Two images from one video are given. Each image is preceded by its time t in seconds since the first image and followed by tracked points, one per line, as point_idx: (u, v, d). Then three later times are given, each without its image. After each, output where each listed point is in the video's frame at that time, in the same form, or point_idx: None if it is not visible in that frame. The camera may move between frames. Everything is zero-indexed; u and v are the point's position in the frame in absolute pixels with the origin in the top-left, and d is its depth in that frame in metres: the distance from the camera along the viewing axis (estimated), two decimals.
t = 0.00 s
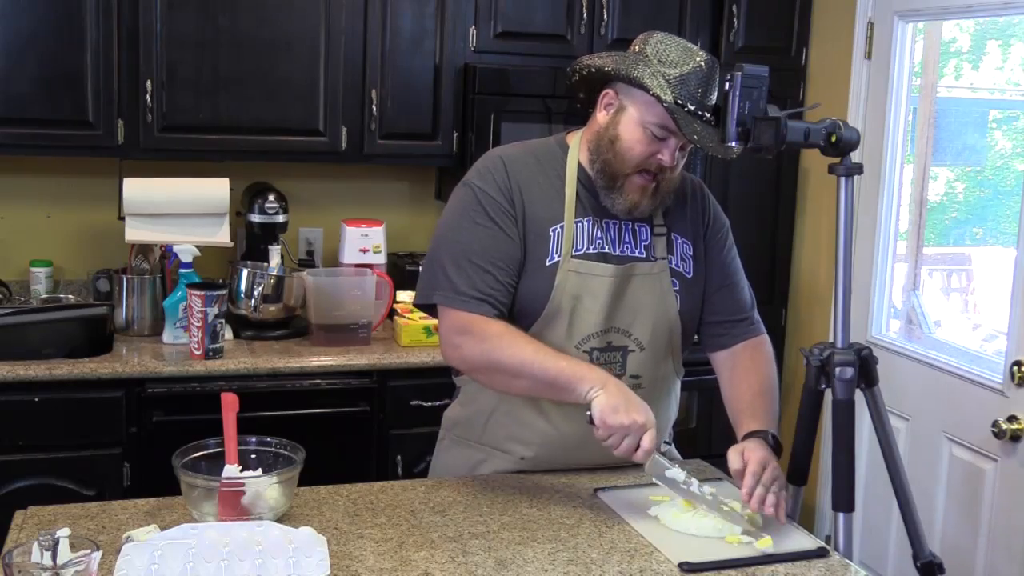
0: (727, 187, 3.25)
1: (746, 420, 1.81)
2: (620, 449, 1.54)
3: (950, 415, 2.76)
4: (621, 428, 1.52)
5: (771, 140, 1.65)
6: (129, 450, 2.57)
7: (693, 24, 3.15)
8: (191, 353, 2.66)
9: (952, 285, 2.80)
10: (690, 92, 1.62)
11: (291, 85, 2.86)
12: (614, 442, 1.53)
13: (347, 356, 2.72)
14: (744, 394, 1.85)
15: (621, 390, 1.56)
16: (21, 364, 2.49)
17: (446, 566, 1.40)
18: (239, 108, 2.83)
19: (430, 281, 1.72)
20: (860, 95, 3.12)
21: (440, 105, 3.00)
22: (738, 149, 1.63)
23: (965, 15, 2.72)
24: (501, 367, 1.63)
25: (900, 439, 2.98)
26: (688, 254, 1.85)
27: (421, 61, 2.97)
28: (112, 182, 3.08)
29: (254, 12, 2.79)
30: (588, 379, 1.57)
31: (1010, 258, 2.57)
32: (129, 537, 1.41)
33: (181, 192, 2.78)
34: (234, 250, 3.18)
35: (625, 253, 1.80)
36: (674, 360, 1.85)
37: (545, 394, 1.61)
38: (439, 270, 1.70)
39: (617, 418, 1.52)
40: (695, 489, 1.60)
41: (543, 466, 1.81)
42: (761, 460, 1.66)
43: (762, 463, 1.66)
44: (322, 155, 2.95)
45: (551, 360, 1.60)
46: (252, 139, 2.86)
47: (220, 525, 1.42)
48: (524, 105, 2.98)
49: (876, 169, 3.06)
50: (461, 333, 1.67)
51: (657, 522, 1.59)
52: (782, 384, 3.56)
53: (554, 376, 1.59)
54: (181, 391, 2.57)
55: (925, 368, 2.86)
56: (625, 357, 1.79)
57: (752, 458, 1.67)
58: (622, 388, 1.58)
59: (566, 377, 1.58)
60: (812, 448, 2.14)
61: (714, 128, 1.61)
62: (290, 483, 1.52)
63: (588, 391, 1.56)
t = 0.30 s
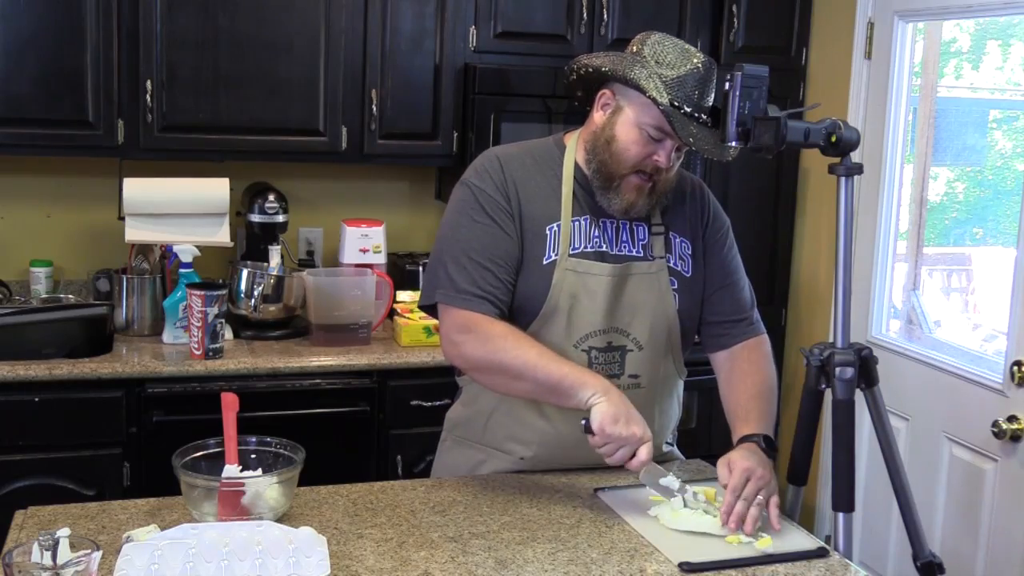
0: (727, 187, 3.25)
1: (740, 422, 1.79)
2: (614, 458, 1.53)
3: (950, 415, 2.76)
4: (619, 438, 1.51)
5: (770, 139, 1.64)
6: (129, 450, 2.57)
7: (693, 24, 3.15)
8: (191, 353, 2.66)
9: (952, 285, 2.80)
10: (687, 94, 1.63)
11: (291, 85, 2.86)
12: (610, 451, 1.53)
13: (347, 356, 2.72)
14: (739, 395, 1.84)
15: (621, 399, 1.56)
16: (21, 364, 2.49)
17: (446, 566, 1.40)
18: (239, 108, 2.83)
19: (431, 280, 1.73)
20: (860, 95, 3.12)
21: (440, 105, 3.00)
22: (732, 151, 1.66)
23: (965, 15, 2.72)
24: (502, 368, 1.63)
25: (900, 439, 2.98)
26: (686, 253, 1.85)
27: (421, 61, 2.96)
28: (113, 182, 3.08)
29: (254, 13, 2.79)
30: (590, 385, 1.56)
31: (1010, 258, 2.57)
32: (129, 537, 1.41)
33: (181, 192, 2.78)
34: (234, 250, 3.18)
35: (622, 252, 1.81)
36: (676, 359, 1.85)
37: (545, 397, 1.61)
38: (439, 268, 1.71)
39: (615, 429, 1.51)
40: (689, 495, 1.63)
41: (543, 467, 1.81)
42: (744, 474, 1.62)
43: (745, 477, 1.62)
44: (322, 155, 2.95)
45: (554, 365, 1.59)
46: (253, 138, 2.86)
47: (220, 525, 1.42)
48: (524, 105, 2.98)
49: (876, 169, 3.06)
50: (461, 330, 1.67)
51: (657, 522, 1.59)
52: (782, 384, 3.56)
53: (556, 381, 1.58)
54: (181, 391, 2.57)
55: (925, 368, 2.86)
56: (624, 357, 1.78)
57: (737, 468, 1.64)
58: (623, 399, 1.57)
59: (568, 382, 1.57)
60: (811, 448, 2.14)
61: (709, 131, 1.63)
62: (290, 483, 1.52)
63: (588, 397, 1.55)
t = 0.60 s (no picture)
0: (727, 187, 3.25)
1: (754, 433, 1.74)
2: (602, 490, 1.55)
3: (950, 415, 2.76)
4: (606, 468, 1.54)
5: (770, 140, 1.65)
6: (129, 450, 2.57)
7: (693, 24, 3.15)
8: (191, 353, 2.66)
9: (952, 285, 2.80)
10: (678, 94, 1.64)
11: (291, 85, 2.86)
12: (598, 485, 1.55)
13: (346, 356, 2.72)
14: (746, 403, 1.79)
15: (606, 436, 1.58)
16: (21, 364, 2.49)
17: (446, 566, 1.40)
18: (239, 108, 2.83)
19: (428, 288, 1.73)
20: (860, 95, 3.12)
21: (440, 105, 3.00)
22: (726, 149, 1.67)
23: (965, 15, 2.72)
24: (493, 390, 1.64)
25: (899, 439, 2.98)
26: (683, 254, 1.85)
27: (421, 61, 2.96)
28: (112, 182, 3.08)
29: (254, 12, 2.79)
30: (576, 422, 1.58)
31: (1010, 258, 2.57)
32: (129, 537, 1.41)
33: (181, 192, 2.78)
34: (234, 250, 3.18)
35: (618, 252, 1.81)
36: (672, 358, 1.84)
37: (530, 426, 1.62)
38: (434, 278, 1.72)
39: (599, 459, 1.54)
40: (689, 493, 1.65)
41: (543, 467, 1.81)
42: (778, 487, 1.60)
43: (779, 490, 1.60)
44: (322, 155, 2.95)
45: (544, 397, 1.61)
46: (253, 138, 2.86)
47: (220, 525, 1.42)
48: (524, 105, 2.98)
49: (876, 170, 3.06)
50: (456, 344, 1.68)
51: (657, 522, 1.59)
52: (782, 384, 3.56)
53: (544, 412, 1.60)
54: (181, 391, 2.57)
55: (925, 368, 2.86)
56: (622, 356, 1.77)
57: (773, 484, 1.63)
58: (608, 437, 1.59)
59: (557, 416, 1.59)
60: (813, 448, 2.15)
61: (703, 130, 1.63)
62: (290, 483, 1.52)
63: (572, 434, 1.57)
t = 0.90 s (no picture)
0: (727, 187, 3.25)
1: (754, 429, 1.73)
2: (602, 465, 1.51)
3: (950, 415, 2.76)
4: (598, 442, 1.51)
5: (770, 139, 1.75)
6: (129, 450, 2.57)
7: (693, 24, 3.15)
8: (191, 353, 2.66)
9: (953, 285, 2.80)
10: (667, 89, 1.65)
11: (291, 85, 2.86)
12: (593, 460, 1.52)
13: (346, 356, 2.73)
14: (748, 400, 1.78)
15: (594, 411, 1.56)
16: (21, 364, 2.49)
17: (446, 566, 1.40)
18: (239, 109, 2.83)
19: (418, 285, 1.75)
20: (860, 95, 3.12)
21: (440, 105, 3.00)
22: (716, 143, 1.68)
23: (965, 15, 2.72)
24: (479, 378, 1.64)
25: (899, 439, 2.98)
26: (680, 251, 1.85)
27: (421, 61, 2.96)
28: (113, 182, 3.08)
29: (254, 12, 2.79)
30: (562, 400, 1.57)
31: (1010, 258, 2.57)
32: (129, 537, 1.41)
33: (181, 192, 2.78)
34: (234, 250, 3.19)
35: (613, 249, 1.80)
36: (672, 357, 1.84)
37: (518, 410, 1.62)
38: (424, 274, 1.73)
39: (590, 434, 1.52)
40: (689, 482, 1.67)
41: (543, 466, 1.81)
42: (775, 480, 1.55)
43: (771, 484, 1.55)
44: (323, 155, 2.95)
45: (528, 379, 1.61)
46: (252, 138, 2.86)
47: (221, 524, 1.42)
48: (524, 105, 2.98)
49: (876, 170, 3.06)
50: (443, 337, 1.68)
51: (656, 522, 1.59)
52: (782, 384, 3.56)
53: (530, 394, 1.60)
54: (181, 391, 2.57)
55: (925, 368, 2.86)
56: (617, 353, 1.77)
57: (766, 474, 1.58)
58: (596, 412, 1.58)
59: (542, 396, 1.59)
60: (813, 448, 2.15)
61: (693, 124, 1.64)
62: (290, 483, 1.52)
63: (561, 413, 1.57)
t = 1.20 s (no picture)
0: (727, 187, 3.25)
1: (756, 426, 1.74)
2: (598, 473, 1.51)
3: (950, 415, 2.76)
4: (590, 452, 1.50)
5: (770, 139, 1.76)
6: (129, 450, 2.57)
7: (693, 24, 3.15)
8: (191, 353, 2.66)
9: (952, 285, 2.80)
10: (664, 93, 1.64)
11: (292, 85, 2.86)
12: (589, 468, 1.51)
13: (347, 356, 2.73)
14: (749, 401, 1.79)
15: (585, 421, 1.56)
16: (21, 364, 2.49)
17: (446, 566, 1.40)
18: (239, 109, 2.83)
19: (416, 289, 1.76)
20: (860, 94, 3.12)
21: (440, 105, 3.00)
22: (715, 145, 1.67)
23: (965, 15, 2.72)
24: (473, 385, 1.66)
25: (899, 439, 2.98)
26: (681, 253, 1.85)
27: (421, 61, 2.96)
28: (113, 182, 3.08)
29: (254, 12, 2.79)
30: (554, 411, 1.58)
31: (1010, 258, 2.57)
32: (129, 537, 1.41)
33: (181, 192, 2.78)
34: (234, 250, 3.19)
35: (614, 251, 1.80)
36: (672, 357, 1.83)
37: (512, 417, 1.63)
38: (423, 281, 1.75)
39: (580, 442, 1.51)
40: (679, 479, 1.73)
41: (543, 467, 1.81)
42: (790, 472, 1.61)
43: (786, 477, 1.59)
44: (323, 155, 2.95)
45: (521, 389, 1.61)
46: (252, 138, 2.86)
47: (220, 524, 1.42)
48: (524, 105, 2.98)
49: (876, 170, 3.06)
50: (440, 343, 1.70)
51: (656, 522, 1.59)
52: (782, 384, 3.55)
53: (523, 404, 1.61)
54: (181, 391, 2.57)
55: (925, 368, 2.86)
56: (618, 354, 1.77)
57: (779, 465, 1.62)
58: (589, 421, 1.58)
59: (535, 407, 1.59)
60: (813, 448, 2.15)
61: (690, 127, 1.64)
62: (290, 483, 1.52)
63: (553, 424, 1.57)
